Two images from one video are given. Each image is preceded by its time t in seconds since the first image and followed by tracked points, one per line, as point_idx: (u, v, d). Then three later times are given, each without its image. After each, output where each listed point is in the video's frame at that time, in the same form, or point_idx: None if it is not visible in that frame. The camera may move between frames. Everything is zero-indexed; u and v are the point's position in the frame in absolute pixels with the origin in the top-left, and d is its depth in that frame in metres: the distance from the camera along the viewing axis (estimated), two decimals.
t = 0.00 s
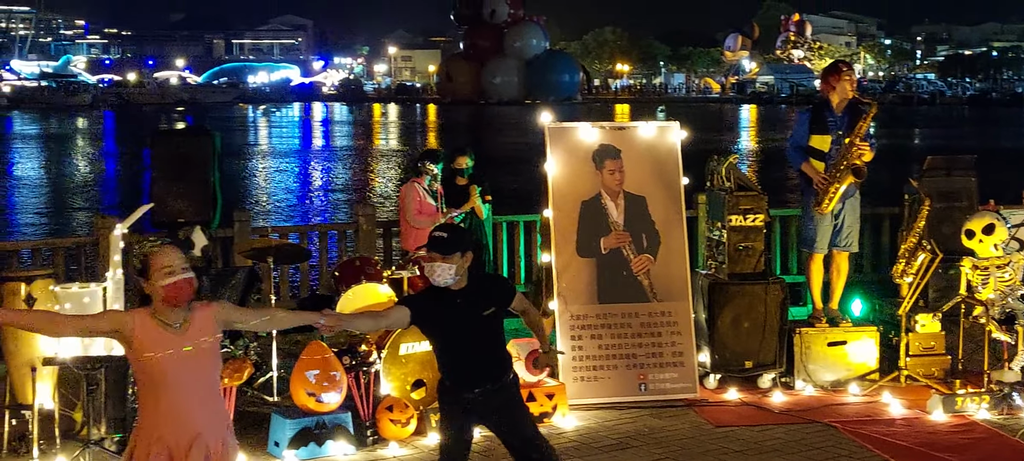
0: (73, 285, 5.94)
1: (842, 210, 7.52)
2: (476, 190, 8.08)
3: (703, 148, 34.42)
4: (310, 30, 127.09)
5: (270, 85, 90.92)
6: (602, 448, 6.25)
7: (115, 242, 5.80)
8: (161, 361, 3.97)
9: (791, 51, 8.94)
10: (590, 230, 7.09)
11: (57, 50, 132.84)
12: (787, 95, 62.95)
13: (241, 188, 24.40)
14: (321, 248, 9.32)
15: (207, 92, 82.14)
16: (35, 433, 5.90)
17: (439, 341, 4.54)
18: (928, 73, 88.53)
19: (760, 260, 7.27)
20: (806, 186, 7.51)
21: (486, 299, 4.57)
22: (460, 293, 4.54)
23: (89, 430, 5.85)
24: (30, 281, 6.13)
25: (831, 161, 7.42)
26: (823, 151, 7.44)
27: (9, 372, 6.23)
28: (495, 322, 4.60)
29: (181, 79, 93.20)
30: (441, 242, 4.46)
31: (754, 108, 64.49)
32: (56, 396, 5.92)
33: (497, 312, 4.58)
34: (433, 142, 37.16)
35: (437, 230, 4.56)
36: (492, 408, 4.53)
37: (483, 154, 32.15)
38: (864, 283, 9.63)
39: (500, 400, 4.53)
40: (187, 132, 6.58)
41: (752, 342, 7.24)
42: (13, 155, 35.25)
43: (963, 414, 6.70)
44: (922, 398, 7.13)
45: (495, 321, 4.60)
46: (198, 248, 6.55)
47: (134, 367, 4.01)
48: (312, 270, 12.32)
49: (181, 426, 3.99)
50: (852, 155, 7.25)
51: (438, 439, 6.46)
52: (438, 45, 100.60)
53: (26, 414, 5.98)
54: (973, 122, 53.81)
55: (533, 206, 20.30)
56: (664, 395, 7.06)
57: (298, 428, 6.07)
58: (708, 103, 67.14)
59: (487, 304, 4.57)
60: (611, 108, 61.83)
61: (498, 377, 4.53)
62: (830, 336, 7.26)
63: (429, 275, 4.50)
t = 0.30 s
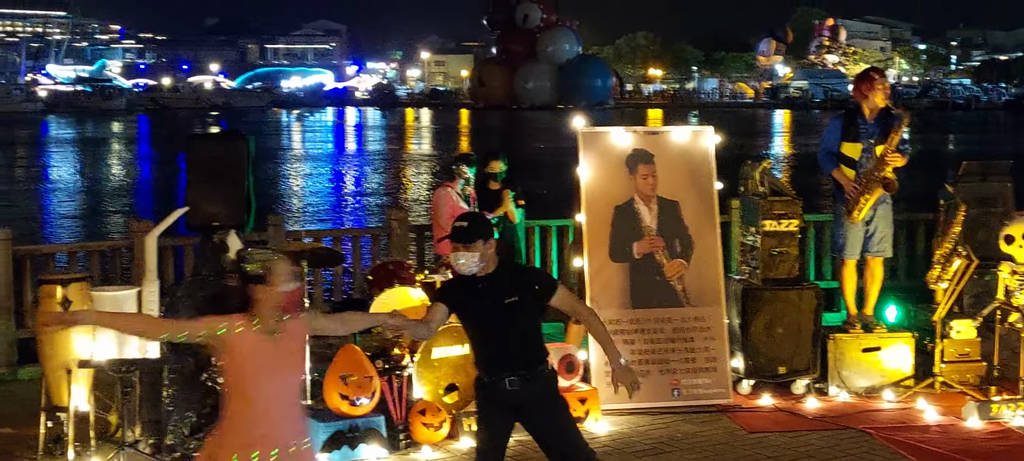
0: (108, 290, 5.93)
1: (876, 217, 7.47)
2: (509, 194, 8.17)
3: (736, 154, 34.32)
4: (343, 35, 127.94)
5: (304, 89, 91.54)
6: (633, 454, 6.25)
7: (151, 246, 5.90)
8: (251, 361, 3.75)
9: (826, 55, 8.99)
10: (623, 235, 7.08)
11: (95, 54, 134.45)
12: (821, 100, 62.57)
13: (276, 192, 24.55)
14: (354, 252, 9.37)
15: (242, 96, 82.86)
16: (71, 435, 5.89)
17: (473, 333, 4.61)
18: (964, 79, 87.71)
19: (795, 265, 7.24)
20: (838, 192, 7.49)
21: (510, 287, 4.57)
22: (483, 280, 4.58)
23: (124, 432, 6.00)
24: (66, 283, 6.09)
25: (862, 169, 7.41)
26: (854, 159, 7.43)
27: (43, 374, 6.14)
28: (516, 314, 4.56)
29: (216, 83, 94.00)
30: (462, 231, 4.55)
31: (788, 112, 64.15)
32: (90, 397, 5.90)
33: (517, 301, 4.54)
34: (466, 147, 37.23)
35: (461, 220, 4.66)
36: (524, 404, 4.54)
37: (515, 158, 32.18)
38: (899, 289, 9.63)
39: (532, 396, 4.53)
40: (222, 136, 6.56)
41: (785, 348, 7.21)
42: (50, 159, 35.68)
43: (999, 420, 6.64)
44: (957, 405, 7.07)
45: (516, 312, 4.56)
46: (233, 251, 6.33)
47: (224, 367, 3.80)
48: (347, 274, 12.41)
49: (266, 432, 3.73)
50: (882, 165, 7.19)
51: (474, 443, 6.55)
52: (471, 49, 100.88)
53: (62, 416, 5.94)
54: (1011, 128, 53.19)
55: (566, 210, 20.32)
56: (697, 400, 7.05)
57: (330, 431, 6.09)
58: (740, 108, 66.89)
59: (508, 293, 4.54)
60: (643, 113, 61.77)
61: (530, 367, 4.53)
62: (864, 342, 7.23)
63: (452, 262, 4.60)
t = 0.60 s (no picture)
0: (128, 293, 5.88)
1: (895, 225, 7.45)
2: (528, 199, 7.98)
3: (757, 159, 34.21)
4: (364, 40, 128.63)
5: (325, 94, 92.09)
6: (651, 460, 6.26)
7: (170, 249, 5.85)
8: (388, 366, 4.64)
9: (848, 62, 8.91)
10: (641, 241, 7.08)
11: (119, 59, 135.65)
12: (843, 106, 62.26)
13: (297, 197, 24.70)
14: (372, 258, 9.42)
15: (263, 101, 83.26)
16: (90, 438, 5.82)
17: (497, 334, 4.69)
18: (988, 86, 87.04)
19: (814, 272, 7.22)
20: (855, 199, 7.47)
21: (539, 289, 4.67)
22: (520, 277, 4.68)
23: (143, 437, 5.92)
24: (88, 287, 6.17)
25: (879, 177, 7.38)
26: (872, 167, 7.38)
27: (64, 377, 6.15)
28: (547, 316, 4.64)
29: (237, 88, 94.64)
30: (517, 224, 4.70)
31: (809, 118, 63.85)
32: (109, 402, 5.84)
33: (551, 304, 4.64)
34: (486, 152, 37.36)
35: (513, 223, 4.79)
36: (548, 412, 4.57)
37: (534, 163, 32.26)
38: (920, 296, 9.60)
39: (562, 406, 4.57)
40: (244, 142, 6.53)
41: (805, 356, 7.20)
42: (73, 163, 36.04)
43: (1020, 428, 6.62)
44: (978, 413, 7.03)
45: (550, 315, 4.64)
46: (252, 258, 6.46)
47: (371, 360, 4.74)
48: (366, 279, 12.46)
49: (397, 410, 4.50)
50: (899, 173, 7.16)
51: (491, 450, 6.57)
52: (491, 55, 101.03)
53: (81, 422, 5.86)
54: None
55: (585, 216, 20.32)
56: (715, 407, 7.06)
57: (348, 435, 6.17)
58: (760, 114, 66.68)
59: (542, 295, 4.65)
60: (664, 119, 61.65)
61: (553, 372, 4.58)
62: (885, 349, 7.20)
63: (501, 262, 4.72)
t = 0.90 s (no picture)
0: (128, 296, 5.90)
1: (893, 228, 7.45)
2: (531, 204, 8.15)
3: (760, 164, 34.13)
4: (368, 44, 128.62)
5: (328, 98, 92.10)
6: None
7: (170, 253, 5.88)
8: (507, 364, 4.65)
9: (851, 65, 8.92)
10: (641, 245, 7.07)
11: (122, 62, 135.78)
12: (846, 110, 62.11)
13: (300, 200, 24.72)
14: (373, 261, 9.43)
15: (266, 104, 83.27)
16: (89, 442, 5.83)
17: (546, 313, 5.17)
18: (992, 91, 86.74)
19: (815, 277, 7.20)
20: (855, 200, 7.46)
21: (593, 268, 5.16)
22: (571, 257, 5.13)
23: (143, 441, 5.96)
24: (88, 291, 6.18)
25: (880, 176, 7.38)
26: (873, 167, 7.40)
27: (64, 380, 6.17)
28: (601, 292, 5.17)
29: (240, 92, 94.71)
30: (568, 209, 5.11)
31: (812, 122, 63.72)
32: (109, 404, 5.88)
33: (607, 280, 5.15)
34: (489, 156, 37.33)
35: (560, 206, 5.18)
36: (576, 379, 5.12)
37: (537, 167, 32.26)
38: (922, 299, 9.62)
39: (584, 373, 5.11)
40: (246, 145, 6.55)
41: (806, 359, 7.19)
42: (75, 166, 36.07)
43: (1020, 433, 6.61)
44: (977, 417, 7.03)
45: (604, 288, 5.17)
46: (252, 261, 6.24)
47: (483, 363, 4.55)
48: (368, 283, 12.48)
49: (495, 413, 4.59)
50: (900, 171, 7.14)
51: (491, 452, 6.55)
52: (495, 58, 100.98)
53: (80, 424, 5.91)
54: None
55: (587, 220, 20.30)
56: (716, 411, 7.04)
57: (349, 439, 5.87)
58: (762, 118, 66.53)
59: (598, 272, 5.15)
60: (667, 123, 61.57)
61: (600, 351, 5.14)
62: (885, 353, 7.21)
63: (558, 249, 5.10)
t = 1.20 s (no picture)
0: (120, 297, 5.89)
1: (886, 227, 7.46)
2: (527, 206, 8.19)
3: (756, 165, 34.23)
4: (364, 45, 128.69)
5: (325, 99, 92.14)
6: None
7: (163, 254, 5.87)
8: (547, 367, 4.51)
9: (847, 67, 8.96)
10: (636, 246, 7.07)
11: (118, 64, 135.77)
12: (843, 111, 62.28)
13: (296, 202, 24.72)
14: (369, 262, 9.42)
15: (262, 104, 83.34)
16: (81, 444, 5.82)
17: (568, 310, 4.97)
18: (987, 93, 87.04)
19: (809, 277, 7.21)
20: (850, 200, 7.48)
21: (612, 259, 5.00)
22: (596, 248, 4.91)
23: (137, 442, 6.02)
24: (79, 291, 6.13)
25: (875, 176, 7.41)
26: (868, 167, 7.43)
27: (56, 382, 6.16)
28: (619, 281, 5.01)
29: (236, 94, 94.68)
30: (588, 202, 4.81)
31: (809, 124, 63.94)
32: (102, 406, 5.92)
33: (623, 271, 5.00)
34: (486, 158, 37.34)
35: (578, 194, 4.90)
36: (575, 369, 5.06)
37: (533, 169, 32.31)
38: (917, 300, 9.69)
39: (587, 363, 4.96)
40: (241, 146, 6.55)
41: (800, 360, 7.19)
42: (71, 168, 36.05)
43: (1013, 434, 6.62)
44: (972, 418, 7.03)
45: (619, 279, 5.03)
46: (245, 262, 6.32)
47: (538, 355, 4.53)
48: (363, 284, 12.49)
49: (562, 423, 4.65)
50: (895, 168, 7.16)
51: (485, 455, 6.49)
52: (491, 60, 101.16)
53: (73, 425, 5.99)
54: None
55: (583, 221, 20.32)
56: (710, 412, 7.06)
57: (342, 442, 5.90)
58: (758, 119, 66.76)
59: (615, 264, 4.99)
60: (663, 124, 61.71)
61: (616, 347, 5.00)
62: (879, 354, 7.22)
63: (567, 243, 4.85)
